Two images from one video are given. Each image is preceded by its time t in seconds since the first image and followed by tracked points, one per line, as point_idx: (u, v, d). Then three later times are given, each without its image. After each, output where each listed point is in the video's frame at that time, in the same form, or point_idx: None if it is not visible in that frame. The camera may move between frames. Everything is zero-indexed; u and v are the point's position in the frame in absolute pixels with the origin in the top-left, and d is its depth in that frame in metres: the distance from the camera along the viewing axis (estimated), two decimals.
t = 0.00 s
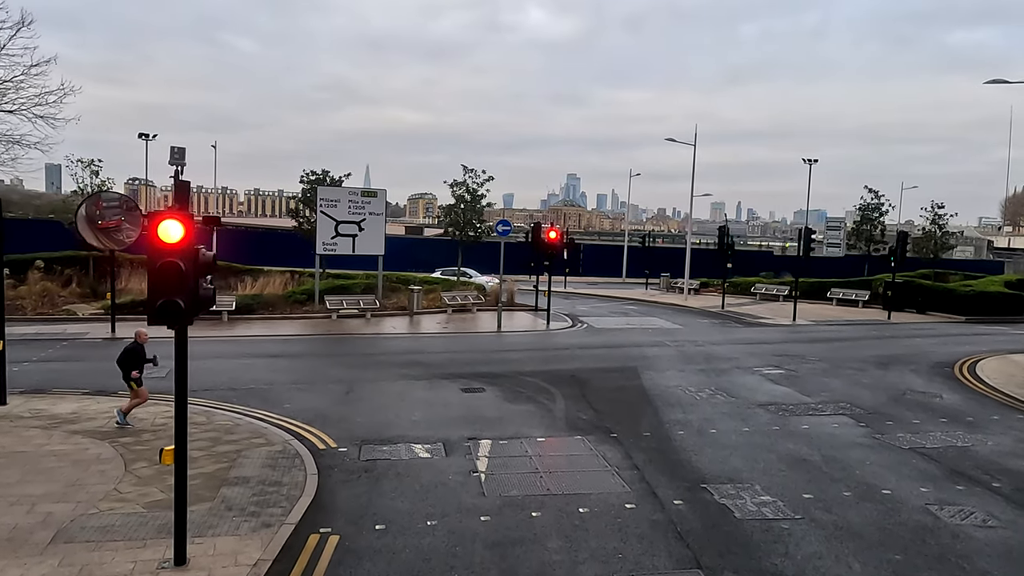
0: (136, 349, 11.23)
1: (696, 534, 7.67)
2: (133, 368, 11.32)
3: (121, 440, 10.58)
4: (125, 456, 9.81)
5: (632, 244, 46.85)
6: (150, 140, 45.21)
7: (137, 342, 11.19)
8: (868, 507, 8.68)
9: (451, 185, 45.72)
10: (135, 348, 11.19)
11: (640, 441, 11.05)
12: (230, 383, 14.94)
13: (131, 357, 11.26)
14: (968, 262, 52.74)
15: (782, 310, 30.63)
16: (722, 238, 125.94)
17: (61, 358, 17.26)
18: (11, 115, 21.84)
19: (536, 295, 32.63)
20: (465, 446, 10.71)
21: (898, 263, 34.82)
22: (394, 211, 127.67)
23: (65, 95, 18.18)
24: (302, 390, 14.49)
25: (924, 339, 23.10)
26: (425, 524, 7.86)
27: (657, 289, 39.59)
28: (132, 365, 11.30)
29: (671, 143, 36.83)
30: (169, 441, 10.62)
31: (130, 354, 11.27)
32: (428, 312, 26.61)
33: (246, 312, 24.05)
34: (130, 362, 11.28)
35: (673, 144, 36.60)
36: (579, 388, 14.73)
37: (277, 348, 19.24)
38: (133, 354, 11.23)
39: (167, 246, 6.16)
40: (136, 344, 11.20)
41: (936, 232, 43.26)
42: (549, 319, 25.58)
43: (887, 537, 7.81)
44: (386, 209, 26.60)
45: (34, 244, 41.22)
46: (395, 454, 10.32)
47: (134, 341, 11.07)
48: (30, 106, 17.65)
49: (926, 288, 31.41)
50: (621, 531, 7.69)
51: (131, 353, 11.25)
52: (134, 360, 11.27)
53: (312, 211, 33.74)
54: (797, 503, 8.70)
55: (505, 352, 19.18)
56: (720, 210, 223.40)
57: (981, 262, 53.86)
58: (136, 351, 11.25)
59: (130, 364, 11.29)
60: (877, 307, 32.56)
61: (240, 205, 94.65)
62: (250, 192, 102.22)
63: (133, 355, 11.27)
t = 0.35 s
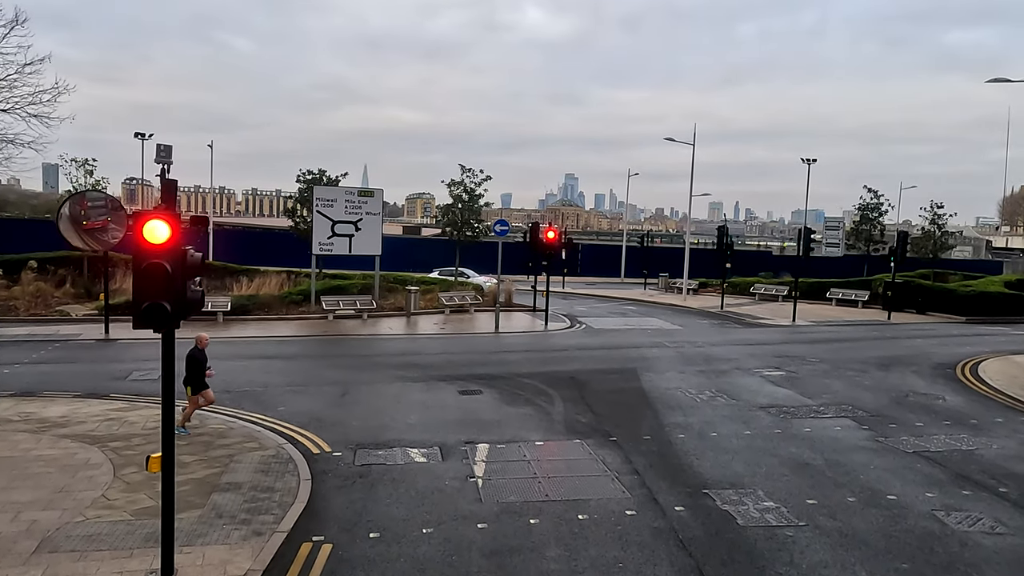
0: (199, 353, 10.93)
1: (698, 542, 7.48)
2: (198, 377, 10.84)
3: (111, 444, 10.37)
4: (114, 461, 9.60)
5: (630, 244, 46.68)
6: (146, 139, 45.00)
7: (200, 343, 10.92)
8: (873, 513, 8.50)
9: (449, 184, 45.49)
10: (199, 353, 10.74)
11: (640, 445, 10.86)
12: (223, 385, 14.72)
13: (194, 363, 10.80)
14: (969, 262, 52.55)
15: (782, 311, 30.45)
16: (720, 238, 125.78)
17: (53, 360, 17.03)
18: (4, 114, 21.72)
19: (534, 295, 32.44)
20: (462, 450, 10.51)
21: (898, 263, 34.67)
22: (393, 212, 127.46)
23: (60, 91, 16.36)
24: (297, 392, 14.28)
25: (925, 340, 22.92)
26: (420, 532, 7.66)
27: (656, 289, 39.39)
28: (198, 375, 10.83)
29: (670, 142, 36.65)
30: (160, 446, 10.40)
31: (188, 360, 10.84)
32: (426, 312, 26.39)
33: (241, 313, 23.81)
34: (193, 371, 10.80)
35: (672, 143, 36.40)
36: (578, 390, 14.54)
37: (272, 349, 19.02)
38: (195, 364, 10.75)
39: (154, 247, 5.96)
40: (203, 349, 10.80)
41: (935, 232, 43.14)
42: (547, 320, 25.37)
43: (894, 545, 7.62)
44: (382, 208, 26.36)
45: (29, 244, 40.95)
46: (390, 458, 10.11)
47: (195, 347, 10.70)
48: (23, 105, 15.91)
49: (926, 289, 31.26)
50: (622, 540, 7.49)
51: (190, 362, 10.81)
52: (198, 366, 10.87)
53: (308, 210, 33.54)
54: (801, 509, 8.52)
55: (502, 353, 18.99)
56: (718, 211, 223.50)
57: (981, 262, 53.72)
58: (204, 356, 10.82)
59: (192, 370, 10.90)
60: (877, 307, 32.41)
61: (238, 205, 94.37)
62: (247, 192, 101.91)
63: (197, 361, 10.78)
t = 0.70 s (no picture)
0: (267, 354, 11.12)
1: (699, 546, 7.38)
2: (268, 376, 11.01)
3: (105, 447, 10.25)
4: (107, 464, 9.48)
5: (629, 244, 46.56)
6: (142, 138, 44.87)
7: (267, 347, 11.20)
8: (875, 516, 8.40)
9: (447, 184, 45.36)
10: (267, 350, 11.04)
11: (640, 447, 10.76)
12: (219, 387, 14.60)
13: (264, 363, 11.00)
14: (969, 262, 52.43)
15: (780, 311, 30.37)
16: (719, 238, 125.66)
17: (48, 361, 16.90)
18: None
19: (532, 295, 32.35)
20: (460, 452, 10.40)
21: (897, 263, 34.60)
22: (391, 211, 127.29)
23: (56, 90, 15.56)
24: (294, 393, 14.15)
25: (925, 340, 22.84)
26: (417, 536, 7.55)
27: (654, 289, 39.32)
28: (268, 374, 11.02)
29: (668, 141, 36.52)
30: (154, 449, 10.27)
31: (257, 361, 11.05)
32: (423, 313, 26.27)
33: (238, 314, 23.69)
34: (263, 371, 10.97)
35: (671, 142, 36.27)
36: (577, 391, 14.43)
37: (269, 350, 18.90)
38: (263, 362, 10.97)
39: (145, 246, 5.84)
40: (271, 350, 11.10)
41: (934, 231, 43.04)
42: (546, 320, 25.27)
43: (897, 549, 7.52)
44: (380, 208, 26.23)
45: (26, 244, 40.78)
46: (387, 461, 9.99)
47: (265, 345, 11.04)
48: (15, 104, 15.10)
49: (926, 288, 31.19)
50: (621, 544, 7.38)
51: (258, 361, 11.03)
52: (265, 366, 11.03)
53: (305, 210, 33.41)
54: (803, 512, 8.42)
55: (501, 353, 18.89)
56: (717, 210, 223.48)
57: (981, 262, 53.58)
58: (273, 357, 11.11)
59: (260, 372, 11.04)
60: (876, 307, 32.33)
61: (235, 204, 94.21)
62: (245, 191, 101.54)
63: (266, 360, 11.02)
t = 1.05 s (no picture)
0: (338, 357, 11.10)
1: (698, 547, 7.36)
2: (339, 379, 11.01)
3: (102, 448, 10.20)
4: (104, 465, 9.44)
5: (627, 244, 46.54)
6: (140, 138, 44.79)
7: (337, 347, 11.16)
8: (874, 517, 8.38)
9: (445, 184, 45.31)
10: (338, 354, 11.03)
11: (639, 447, 10.73)
12: (217, 387, 14.56)
13: (336, 367, 10.97)
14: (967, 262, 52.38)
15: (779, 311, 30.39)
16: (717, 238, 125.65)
17: (45, 361, 16.84)
18: None
19: (531, 295, 32.33)
20: (458, 452, 10.37)
21: (895, 262, 34.60)
22: (389, 212, 127.23)
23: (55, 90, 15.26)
24: (292, 394, 14.10)
25: (924, 340, 22.83)
26: (415, 537, 7.52)
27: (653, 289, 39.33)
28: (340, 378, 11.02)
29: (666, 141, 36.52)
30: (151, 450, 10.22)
31: (327, 363, 11.07)
32: (422, 313, 26.24)
33: (236, 314, 23.64)
34: (335, 375, 10.96)
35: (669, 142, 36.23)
36: (576, 391, 14.40)
37: (266, 350, 18.86)
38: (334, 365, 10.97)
39: (141, 247, 5.80)
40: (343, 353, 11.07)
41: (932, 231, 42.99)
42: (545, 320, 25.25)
43: (897, 550, 7.49)
44: (378, 208, 26.19)
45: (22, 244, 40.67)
46: (385, 462, 9.96)
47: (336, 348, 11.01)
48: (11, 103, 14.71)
49: (924, 288, 31.21)
50: (621, 545, 7.35)
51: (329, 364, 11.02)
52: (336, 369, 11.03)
53: (304, 210, 33.38)
54: (802, 512, 8.40)
55: (500, 353, 18.86)
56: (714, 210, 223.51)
57: (978, 262, 53.00)
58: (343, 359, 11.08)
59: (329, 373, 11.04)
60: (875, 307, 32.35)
61: (232, 204, 94.05)
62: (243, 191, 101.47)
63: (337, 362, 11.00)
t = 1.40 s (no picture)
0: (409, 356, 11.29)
1: (696, 548, 7.38)
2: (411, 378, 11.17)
3: (100, 449, 10.20)
4: (102, 467, 9.44)
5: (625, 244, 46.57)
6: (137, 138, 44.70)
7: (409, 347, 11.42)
8: (871, 517, 8.40)
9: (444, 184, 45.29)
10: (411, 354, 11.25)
11: (637, 448, 10.75)
12: (216, 388, 14.57)
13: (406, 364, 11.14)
14: (964, 261, 52.47)
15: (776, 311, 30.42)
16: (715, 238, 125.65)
17: (42, 362, 16.83)
18: None
19: (529, 295, 32.35)
20: (457, 453, 10.39)
21: (893, 262, 34.66)
22: (387, 212, 127.13)
23: (53, 91, 15.06)
24: (290, 395, 14.10)
25: (921, 340, 22.88)
26: (414, 538, 7.53)
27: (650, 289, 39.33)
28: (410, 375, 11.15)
29: (665, 141, 36.55)
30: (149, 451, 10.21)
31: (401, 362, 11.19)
32: (420, 313, 26.27)
33: (235, 314, 23.65)
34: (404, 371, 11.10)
35: (667, 142, 36.28)
36: (574, 391, 14.42)
37: (265, 350, 18.89)
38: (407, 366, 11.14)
39: (139, 247, 5.80)
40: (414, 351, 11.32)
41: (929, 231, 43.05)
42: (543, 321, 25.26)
43: (894, 551, 7.51)
44: (377, 208, 26.21)
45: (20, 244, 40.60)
46: (384, 463, 9.98)
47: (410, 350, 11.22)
48: (8, 104, 14.49)
49: (921, 288, 31.26)
50: (619, 546, 7.37)
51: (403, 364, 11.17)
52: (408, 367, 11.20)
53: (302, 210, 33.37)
54: (800, 513, 8.43)
55: (498, 354, 18.89)
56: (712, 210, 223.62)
57: (976, 262, 53.57)
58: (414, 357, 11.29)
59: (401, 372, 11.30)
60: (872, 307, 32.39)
61: (230, 204, 93.90)
62: (241, 191, 101.38)
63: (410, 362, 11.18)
